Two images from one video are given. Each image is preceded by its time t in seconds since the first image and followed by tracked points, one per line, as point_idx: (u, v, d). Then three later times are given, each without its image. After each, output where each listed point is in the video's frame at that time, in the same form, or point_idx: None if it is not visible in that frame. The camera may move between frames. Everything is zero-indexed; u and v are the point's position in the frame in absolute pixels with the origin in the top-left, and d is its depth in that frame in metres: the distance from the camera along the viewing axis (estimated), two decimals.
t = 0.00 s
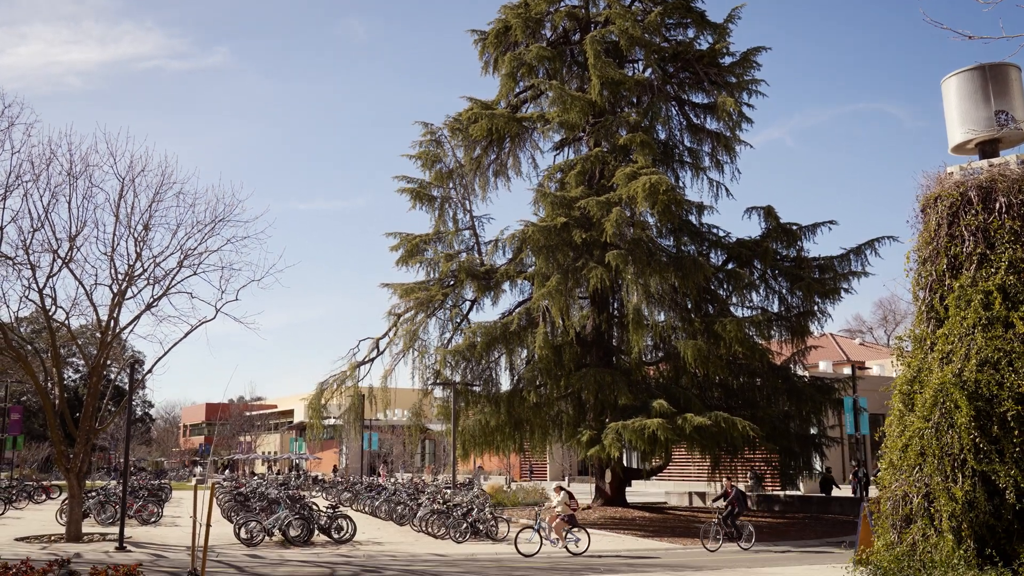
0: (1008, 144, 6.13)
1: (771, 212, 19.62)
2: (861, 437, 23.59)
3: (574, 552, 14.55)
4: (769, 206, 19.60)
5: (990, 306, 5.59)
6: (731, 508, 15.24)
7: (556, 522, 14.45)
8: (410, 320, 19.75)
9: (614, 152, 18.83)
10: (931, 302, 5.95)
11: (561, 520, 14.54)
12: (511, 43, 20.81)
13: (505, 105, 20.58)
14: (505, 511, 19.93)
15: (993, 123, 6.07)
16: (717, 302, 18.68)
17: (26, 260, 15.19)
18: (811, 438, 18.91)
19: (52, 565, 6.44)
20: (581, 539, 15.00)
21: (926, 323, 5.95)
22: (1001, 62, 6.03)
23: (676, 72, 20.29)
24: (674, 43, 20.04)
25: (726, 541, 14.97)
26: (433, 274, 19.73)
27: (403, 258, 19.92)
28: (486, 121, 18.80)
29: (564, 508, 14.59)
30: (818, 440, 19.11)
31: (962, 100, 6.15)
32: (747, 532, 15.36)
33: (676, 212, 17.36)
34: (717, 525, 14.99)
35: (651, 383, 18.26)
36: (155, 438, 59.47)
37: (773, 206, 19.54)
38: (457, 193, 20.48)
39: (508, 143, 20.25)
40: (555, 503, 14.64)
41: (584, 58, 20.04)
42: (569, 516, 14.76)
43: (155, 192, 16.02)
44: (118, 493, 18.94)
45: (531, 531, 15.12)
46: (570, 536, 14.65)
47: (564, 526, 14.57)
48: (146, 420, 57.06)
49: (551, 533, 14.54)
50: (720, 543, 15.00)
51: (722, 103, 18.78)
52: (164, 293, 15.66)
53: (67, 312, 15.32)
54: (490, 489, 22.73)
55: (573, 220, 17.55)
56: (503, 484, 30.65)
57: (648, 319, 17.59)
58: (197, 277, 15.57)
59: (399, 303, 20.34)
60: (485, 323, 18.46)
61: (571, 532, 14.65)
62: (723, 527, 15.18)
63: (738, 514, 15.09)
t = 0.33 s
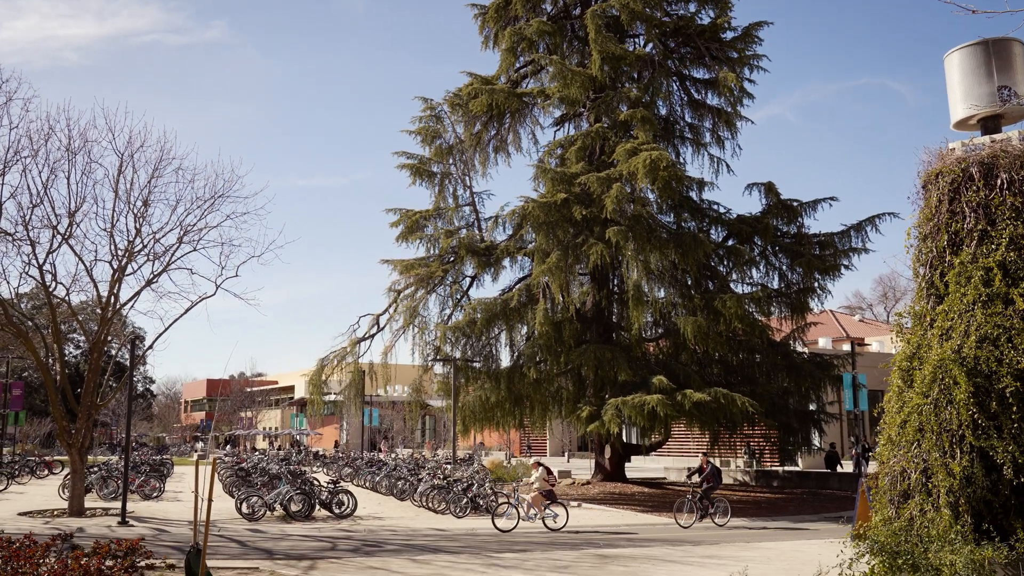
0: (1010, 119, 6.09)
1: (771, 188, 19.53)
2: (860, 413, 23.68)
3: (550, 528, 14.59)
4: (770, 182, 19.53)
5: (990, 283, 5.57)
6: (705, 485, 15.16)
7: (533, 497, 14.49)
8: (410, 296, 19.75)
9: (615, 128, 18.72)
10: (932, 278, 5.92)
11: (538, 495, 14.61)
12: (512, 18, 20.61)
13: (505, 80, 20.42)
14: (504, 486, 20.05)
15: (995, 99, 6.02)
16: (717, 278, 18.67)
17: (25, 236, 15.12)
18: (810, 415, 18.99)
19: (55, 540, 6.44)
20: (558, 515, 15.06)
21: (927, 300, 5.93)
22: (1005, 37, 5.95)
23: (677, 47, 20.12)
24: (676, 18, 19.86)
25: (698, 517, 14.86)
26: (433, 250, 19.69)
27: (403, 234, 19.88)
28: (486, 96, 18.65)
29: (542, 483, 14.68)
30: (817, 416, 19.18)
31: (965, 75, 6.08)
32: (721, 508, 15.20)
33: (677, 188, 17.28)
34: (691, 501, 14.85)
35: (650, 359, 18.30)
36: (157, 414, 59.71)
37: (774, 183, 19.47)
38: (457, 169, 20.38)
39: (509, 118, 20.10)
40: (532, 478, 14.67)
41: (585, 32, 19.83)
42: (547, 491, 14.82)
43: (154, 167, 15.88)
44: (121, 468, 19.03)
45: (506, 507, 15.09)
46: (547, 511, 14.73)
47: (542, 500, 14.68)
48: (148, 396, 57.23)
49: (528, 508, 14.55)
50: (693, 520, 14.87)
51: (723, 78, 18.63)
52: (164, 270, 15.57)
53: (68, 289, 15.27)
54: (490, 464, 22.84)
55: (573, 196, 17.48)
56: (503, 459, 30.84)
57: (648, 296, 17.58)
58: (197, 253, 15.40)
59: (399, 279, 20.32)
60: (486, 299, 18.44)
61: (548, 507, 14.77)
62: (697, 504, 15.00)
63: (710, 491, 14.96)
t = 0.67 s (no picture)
0: (1014, 99, 6.03)
1: (772, 168, 19.46)
2: (859, 393, 23.76)
3: (526, 507, 14.60)
4: (771, 161, 19.45)
5: (990, 263, 5.56)
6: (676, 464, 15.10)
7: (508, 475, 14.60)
8: (410, 276, 19.74)
9: (615, 108, 18.62)
10: (931, 257, 5.90)
11: (514, 473, 14.71)
12: None
13: (506, 59, 20.29)
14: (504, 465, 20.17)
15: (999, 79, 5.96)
16: (718, 258, 18.63)
17: (25, 215, 15.07)
18: (809, 394, 19.04)
19: (58, 518, 6.46)
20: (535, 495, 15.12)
21: (927, 281, 5.91)
22: (1007, 16, 5.91)
23: (678, 25, 19.95)
24: None
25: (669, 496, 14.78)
26: (433, 230, 19.65)
27: (403, 215, 19.84)
28: (486, 75, 18.53)
29: (519, 461, 14.74)
30: (816, 396, 19.22)
31: (968, 53, 6.02)
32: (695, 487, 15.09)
33: (677, 168, 17.19)
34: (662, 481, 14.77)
35: (651, 339, 18.32)
36: (158, 393, 59.93)
37: (775, 162, 19.39)
38: (456, 148, 20.29)
39: (509, 97, 19.97)
40: (510, 455, 14.66)
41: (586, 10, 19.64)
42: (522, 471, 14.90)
43: (154, 146, 15.83)
44: (122, 447, 19.12)
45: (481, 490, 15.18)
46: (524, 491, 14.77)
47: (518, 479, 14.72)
48: (149, 375, 57.36)
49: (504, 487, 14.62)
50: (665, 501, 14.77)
51: (725, 57, 18.49)
52: (163, 250, 15.58)
53: (68, 269, 15.26)
54: (490, 443, 22.92)
55: (573, 175, 17.42)
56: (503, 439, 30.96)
57: (648, 275, 17.54)
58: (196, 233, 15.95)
59: (399, 259, 20.30)
60: (486, 279, 18.40)
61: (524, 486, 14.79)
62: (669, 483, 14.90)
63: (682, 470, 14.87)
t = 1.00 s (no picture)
0: (1016, 85, 6.00)
1: (773, 154, 19.40)
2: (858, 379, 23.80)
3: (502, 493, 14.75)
4: (772, 147, 19.40)
5: (990, 249, 5.55)
6: (647, 452, 15.17)
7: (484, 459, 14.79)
8: (410, 262, 19.73)
9: (616, 93, 18.52)
10: (932, 243, 5.89)
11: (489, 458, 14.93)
12: None
13: (506, 44, 20.18)
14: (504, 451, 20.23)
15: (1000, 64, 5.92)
16: (718, 245, 18.58)
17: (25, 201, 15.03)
18: (809, 380, 19.07)
19: (60, 503, 6.49)
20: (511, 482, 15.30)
21: (928, 267, 5.90)
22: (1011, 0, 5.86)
23: (679, 9, 19.81)
24: None
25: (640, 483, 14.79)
26: (433, 216, 19.62)
27: (402, 201, 19.81)
28: (486, 60, 18.44)
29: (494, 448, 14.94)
30: (816, 382, 19.26)
31: (970, 38, 5.99)
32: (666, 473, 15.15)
33: (677, 154, 17.12)
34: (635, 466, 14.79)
35: (650, 325, 18.32)
36: (159, 379, 60.09)
37: (775, 148, 19.34)
38: (457, 134, 20.22)
39: (509, 82, 19.87)
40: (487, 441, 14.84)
41: None
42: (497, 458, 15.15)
43: (154, 131, 15.54)
44: (123, 432, 19.20)
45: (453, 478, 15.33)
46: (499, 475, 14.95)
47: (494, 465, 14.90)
48: (149, 361, 57.45)
49: (479, 471, 14.82)
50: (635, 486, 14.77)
51: (726, 42, 18.40)
52: (162, 237, 15.37)
53: (68, 255, 15.23)
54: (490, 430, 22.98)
55: (574, 161, 17.37)
56: (504, 425, 31.05)
57: (648, 262, 17.51)
58: (196, 220, 15.62)
59: (399, 246, 20.29)
60: (486, 265, 18.37)
61: (500, 473, 14.97)
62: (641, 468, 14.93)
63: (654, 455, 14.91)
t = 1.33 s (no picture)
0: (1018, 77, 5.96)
1: (773, 146, 19.37)
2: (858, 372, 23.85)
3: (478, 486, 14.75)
4: (772, 139, 19.38)
5: (990, 241, 5.54)
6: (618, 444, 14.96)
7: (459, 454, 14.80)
8: (410, 255, 19.73)
9: (617, 86, 18.47)
10: (932, 236, 5.87)
11: (465, 452, 14.90)
12: None
13: (506, 36, 20.13)
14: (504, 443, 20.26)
15: (1001, 57, 5.90)
16: (718, 238, 18.55)
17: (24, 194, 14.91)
18: (809, 373, 19.09)
19: (60, 497, 6.48)
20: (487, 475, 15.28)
21: (927, 259, 5.90)
22: None
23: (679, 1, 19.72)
24: None
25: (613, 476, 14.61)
26: (433, 209, 19.61)
27: (402, 194, 19.82)
28: (486, 53, 18.40)
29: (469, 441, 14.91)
30: (816, 374, 19.29)
31: (971, 30, 5.97)
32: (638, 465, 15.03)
33: (678, 146, 17.09)
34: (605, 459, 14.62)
35: (651, 317, 18.33)
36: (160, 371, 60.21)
37: (775, 141, 19.32)
38: (457, 126, 20.21)
39: (509, 75, 19.79)
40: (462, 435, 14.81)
41: None
42: (475, 450, 15.16)
43: (153, 124, 15.67)
44: (124, 425, 19.22)
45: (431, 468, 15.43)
46: (475, 469, 14.90)
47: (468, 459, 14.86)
48: (150, 353, 57.53)
49: (455, 465, 14.84)
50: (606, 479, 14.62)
51: (725, 34, 18.36)
52: (162, 230, 15.52)
53: (68, 247, 15.22)
54: (490, 422, 23.03)
55: (574, 154, 17.33)
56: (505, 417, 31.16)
57: (647, 254, 17.50)
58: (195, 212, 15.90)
59: (399, 238, 20.28)
60: (486, 258, 18.36)
61: (475, 467, 14.93)
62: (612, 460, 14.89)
63: (626, 447, 14.90)
